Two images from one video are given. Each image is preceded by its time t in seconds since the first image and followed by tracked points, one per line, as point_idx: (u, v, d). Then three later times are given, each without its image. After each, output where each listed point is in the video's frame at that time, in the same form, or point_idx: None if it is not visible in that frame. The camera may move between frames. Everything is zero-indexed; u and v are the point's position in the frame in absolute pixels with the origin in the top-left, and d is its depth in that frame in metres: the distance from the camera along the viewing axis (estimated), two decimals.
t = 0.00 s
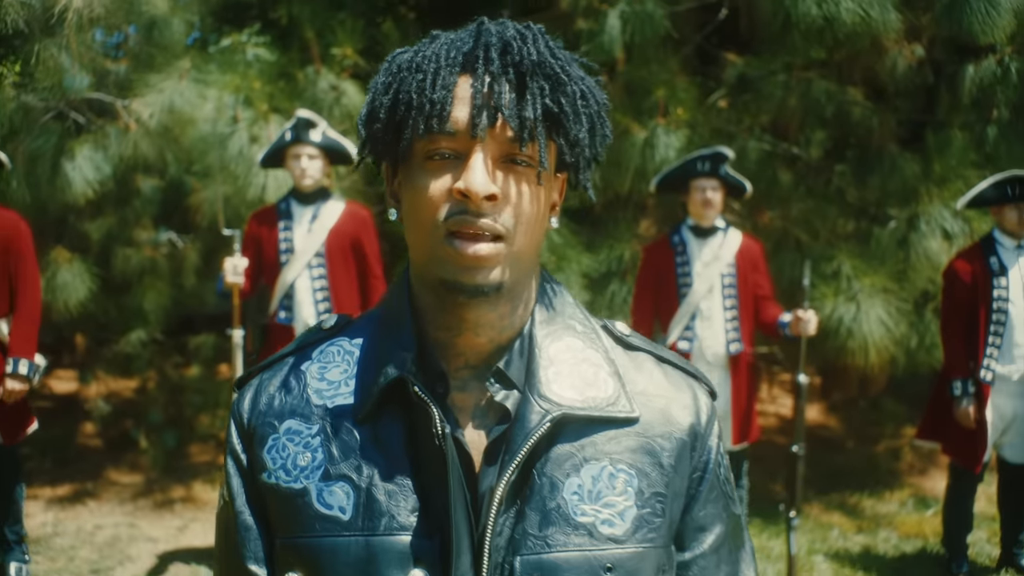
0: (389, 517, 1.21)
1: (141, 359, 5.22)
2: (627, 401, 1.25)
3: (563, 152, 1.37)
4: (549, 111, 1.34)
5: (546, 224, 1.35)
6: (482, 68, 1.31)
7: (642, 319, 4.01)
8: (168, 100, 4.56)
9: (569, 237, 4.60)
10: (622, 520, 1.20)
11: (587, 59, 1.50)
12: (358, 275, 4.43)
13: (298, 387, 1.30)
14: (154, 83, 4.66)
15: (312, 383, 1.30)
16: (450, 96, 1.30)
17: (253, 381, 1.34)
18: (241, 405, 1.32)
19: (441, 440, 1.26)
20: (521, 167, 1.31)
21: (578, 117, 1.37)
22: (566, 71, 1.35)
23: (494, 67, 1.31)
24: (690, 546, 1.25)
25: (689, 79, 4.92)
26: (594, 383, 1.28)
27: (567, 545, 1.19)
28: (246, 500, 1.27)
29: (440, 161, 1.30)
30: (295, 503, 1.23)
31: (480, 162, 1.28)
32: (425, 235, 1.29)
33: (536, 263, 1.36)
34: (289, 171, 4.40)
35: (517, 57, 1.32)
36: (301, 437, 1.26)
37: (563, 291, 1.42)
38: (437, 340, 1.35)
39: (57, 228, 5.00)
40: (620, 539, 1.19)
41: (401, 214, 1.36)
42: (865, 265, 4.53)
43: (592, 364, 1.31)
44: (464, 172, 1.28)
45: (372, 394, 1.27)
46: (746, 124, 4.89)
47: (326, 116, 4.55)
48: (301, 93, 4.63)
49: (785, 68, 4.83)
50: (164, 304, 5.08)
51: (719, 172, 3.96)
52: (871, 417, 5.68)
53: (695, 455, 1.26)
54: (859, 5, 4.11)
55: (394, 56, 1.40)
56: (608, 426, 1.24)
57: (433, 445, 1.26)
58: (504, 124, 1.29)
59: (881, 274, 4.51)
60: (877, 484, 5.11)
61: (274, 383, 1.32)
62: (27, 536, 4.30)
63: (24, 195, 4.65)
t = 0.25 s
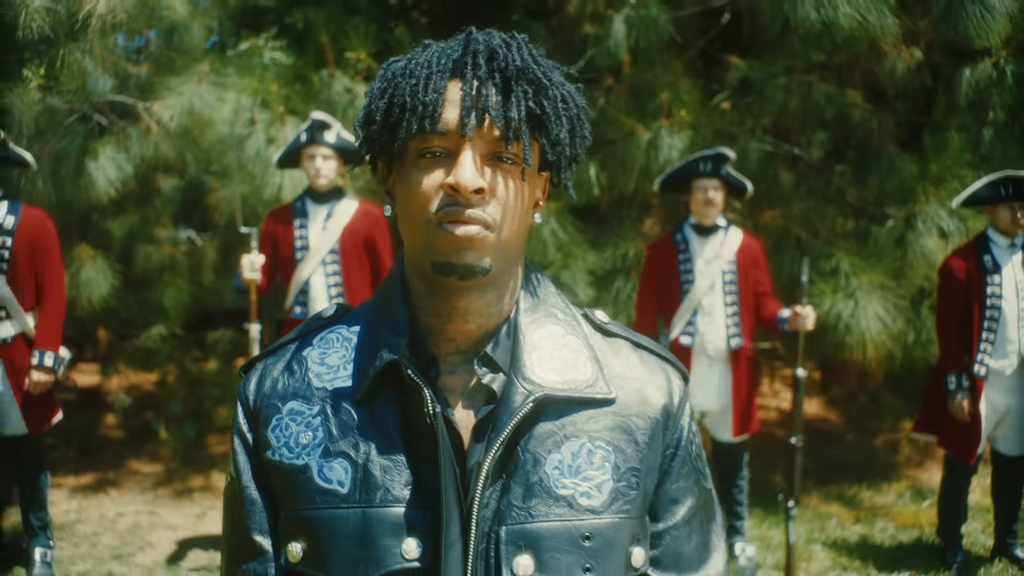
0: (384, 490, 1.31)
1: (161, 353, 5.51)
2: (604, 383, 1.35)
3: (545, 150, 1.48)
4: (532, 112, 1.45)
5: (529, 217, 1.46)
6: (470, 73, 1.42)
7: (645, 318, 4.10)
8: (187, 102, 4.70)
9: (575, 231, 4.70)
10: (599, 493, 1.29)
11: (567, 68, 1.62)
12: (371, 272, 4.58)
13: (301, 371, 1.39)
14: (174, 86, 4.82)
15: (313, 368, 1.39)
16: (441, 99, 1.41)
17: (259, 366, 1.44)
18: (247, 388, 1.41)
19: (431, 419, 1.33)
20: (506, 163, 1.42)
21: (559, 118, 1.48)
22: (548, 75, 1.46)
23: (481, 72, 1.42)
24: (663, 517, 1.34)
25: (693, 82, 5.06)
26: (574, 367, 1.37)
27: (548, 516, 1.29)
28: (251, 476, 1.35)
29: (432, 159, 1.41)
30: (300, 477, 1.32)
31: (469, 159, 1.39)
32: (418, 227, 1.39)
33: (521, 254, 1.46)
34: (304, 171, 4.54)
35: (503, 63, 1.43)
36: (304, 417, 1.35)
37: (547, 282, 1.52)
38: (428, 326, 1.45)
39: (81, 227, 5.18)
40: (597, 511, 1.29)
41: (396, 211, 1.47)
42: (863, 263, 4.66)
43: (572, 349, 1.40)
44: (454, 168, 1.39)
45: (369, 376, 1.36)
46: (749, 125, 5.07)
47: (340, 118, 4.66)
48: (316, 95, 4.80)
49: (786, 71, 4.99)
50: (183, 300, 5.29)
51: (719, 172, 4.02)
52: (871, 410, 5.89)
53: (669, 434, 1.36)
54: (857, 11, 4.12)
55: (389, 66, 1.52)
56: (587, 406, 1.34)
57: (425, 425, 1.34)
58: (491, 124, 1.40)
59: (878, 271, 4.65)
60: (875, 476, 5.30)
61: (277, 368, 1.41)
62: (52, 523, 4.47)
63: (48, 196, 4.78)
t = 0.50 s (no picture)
0: (390, 471, 1.38)
1: (179, 350, 5.62)
2: (595, 369, 1.43)
3: (538, 146, 1.58)
4: (523, 112, 1.54)
5: (523, 212, 1.54)
6: (465, 76, 1.51)
7: (653, 317, 4.17)
8: (205, 104, 4.82)
9: (584, 231, 4.78)
10: (590, 471, 1.37)
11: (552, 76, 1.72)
12: (384, 270, 4.68)
13: (309, 360, 1.46)
14: (192, 89, 4.95)
15: (322, 357, 1.47)
16: (438, 100, 1.49)
17: (271, 356, 1.51)
18: (260, 378, 1.48)
19: (433, 404, 1.42)
20: (501, 159, 1.51)
21: (548, 117, 1.57)
22: (536, 78, 1.56)
23: (475, 75, 1.51)
24: (652, 494, 1.42)
25: (702, 84, 5.12)
26: (566, 354, 1.45)
27: (543, 494, 1.37)
28: (265, 461, 1.43)
29: (431, 156, 1.49)
30: (310, 460, 1.39)
31: (467, 154, 1.47)
32: (420, 220, 1.47)
33: (516, 247, 1.55)
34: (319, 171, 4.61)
35: (495, 66, 1.53)
36: (314, 404, 1.43)
37: (539, 273, 1.61)
38: (429, 317, 1.54)
39: (100, 226, 5.30)
40: (588, 488, 1.37)
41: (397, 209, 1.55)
42: (868, 262, 4.73)
43: (564, 337, 1.48)
44: (452, 163, 1.47)
45: (374, 362, 1.44)
46: (757, 126, 5.16)
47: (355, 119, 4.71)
48: (331, 97, 4.87)
49: (794, 73, 5.05)
50: (201, 298, 5.40)
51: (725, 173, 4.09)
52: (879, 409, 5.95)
53: (655, 416, 1.44)
54: (862, 14, 4.15)
55: (387, 75, 1.61)
56: (578, 390, 1.41)
57: (427, 409, 1.43)
58: (486, 122, 1.49)
59: (884, 271, 4.71)
60: (882, 473, 5.36)
61: (288, 358, 1.48)
62: (72, 515, 4.59)
63: (70, 194, 4.92)
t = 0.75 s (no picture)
0: (404, 450, 1.45)
1: (196, 347, 5.72)
2: (595, 357, 1.50)
3: (542, 149, 1.65)
4: (528, 118, 1.61)
5: (528, 211, 1.62)
6: (473, 85, 1.58)
7: (661, 316, 4.23)
8: (222, 105, 4.90)
9: (595, 230, 4.85)
10: (590, 452, 1.44)
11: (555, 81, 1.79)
12: (397, 269, 4.76)
13: (329, 348, 1.55)
14: (210, 90, 5.03)
15: (340, 345, 1.55)
16: (447, 108, 1.57)
17: (292, 345, 1.59)
18: (282, 364, 1.56)
19: (444, 388, 1.49)
20: (506, 162, 1.58)
21: (551, 123, 1.65)
22: (539, 85, 1.64)
23: (481, 83, 1.58)
24: (647, 474, 1.50)
25: (711, 86, 5.18)
26: (569, 342, 1.53)
27: (546, 472, 1.44)
28: (288, 443, 1.51)
29: (441, 162, 1.57)
30: (329, 440, 1.46)
31: (474, 158, 1.55)
32: (431, 221, 1.56)
33: (521, 243, 1.63)
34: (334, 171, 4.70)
35: (500, 75, 1.60)
36: (333, 387, 1.50)
37: (543, 268, 1.69)
38: (440, 309, 1.63)
39: (119, 225, 5.37)
40: (588, 468, 1.44)
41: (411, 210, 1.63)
42: (875, 262, 4.79)
43: (567, 327, 1.56)
44: (462, 168, 1.55)
45: (389, 349, 1.52)
46: (766, 128, 5.26)
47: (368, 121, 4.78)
48: (346, 99, 4.91)
49: (803, 75, 5.10)
50: (218, 296, 5.54)
51: (733, 173, 4.14)
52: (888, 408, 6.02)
53: (651, 402, 1.51)
54: (868, 16, 4.19)
55: (399, 82, 1.69)
56: (579, 376, 1.49)
57: (438, 392, 1.50)
58: (493, 128, 1.56)
59: (891, 270, 4.75)
60: (890, 472, 5.41)
61: (309, 346, 1.57)
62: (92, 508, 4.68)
63: (92, 194, 5.05)
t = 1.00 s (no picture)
0: (421, 428, 1.54)
1: (213, 344, 5.86)
2: (599, 344, 1.59)
3: (552, 153, 1.73)
4: (538, 124, 1.70)
5: (538, 210, 1.71)
6: (486, 93, 1.67)
7: (669, 314, 4.30)
8: (238, 107, 5.02)
9: (604, 230, 4.93)
10: (593, 432, 1.53)
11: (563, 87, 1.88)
12: (409, 267, 4.86)
13: (352, 334, 1.63)
14: (227, 92, 5.13)
15: (363, 331, 1.63)
16: (463, 114, 1.65)
17: (318, 331, 1.67)
18: (309, 348, 1.64)
19: (458, 371, 1.57)
20: (518, 165, 1.67)
21: (560, 128, 1.73)
22: (549, 93, 1.72)
23: (495, 92, 1.67)
24: (646, 455, 1.58)
25: (719, 88, 5.26)
26: (576, 330, 1.61)
27: (552, 451, 1.52)
28: (314, 422, 1.58)
29: (457, 165, 1.66)
30: (351, 419, 1.54)
31: (488, 162, 1.64)
32: (448, 220, 1.65)
33: (532, 240, 1.72)
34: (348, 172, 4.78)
35: (512, 84, 1.69)
36: (356, 370, 1.58)
37: (552, 262, 1.78)
38: (456, 300, 1.71)
39: (138, 223, 5.51)
40: (591, 447, 1.53)
41: (428, 208, 1.72)
42: (880, 262, 4.86)
43: (574, 316, 1.64)
44: (476, 171, 1.63)
45: (408, 334, 1.60)
46: (773, 129, 5.34)
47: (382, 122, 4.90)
48: (360, 101, 5.00)
49: (809, 78, 5.19)
50: (235, 294, 5.65)
51: (739, 173, 4.22)
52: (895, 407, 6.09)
53: (652, 388, 1.60)
54: (873, 20, 4.26)
55: (418, 88, 1.77)
56: (584, 362, 1.57)
57: (453, 375, 1.59)
58: (505, 134, 1.65)
59: (896, 270, 4.83)
60: (896, 469, 5.46)
61: (334, 332, 1.64)
62: (111, 500, 4.79)
63: (112, 193, 5.13)
